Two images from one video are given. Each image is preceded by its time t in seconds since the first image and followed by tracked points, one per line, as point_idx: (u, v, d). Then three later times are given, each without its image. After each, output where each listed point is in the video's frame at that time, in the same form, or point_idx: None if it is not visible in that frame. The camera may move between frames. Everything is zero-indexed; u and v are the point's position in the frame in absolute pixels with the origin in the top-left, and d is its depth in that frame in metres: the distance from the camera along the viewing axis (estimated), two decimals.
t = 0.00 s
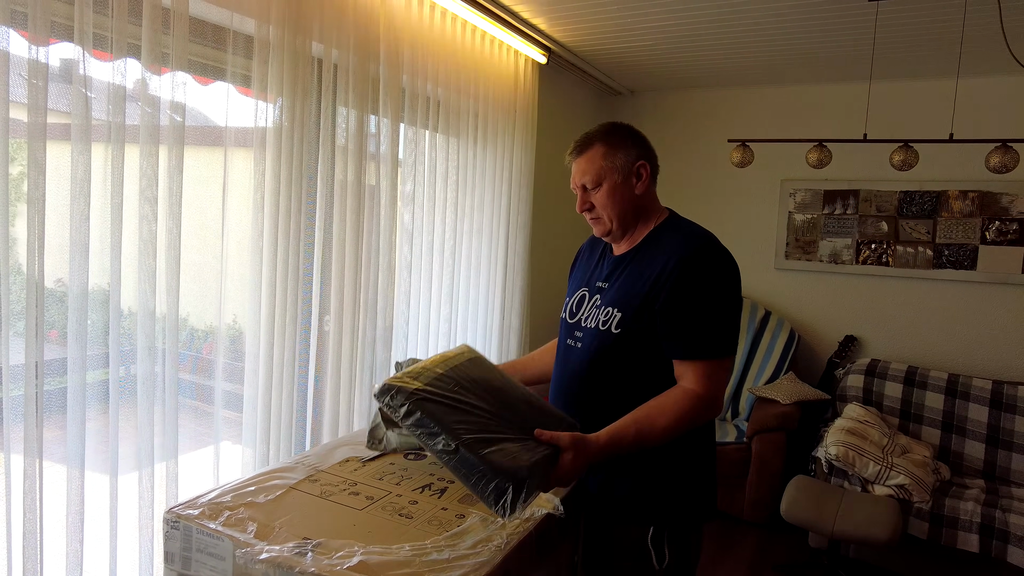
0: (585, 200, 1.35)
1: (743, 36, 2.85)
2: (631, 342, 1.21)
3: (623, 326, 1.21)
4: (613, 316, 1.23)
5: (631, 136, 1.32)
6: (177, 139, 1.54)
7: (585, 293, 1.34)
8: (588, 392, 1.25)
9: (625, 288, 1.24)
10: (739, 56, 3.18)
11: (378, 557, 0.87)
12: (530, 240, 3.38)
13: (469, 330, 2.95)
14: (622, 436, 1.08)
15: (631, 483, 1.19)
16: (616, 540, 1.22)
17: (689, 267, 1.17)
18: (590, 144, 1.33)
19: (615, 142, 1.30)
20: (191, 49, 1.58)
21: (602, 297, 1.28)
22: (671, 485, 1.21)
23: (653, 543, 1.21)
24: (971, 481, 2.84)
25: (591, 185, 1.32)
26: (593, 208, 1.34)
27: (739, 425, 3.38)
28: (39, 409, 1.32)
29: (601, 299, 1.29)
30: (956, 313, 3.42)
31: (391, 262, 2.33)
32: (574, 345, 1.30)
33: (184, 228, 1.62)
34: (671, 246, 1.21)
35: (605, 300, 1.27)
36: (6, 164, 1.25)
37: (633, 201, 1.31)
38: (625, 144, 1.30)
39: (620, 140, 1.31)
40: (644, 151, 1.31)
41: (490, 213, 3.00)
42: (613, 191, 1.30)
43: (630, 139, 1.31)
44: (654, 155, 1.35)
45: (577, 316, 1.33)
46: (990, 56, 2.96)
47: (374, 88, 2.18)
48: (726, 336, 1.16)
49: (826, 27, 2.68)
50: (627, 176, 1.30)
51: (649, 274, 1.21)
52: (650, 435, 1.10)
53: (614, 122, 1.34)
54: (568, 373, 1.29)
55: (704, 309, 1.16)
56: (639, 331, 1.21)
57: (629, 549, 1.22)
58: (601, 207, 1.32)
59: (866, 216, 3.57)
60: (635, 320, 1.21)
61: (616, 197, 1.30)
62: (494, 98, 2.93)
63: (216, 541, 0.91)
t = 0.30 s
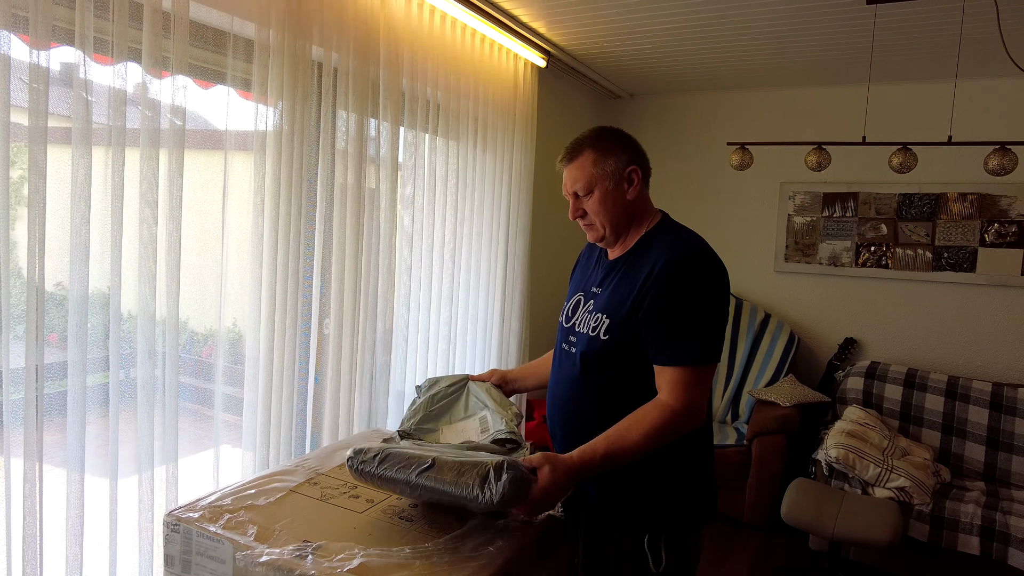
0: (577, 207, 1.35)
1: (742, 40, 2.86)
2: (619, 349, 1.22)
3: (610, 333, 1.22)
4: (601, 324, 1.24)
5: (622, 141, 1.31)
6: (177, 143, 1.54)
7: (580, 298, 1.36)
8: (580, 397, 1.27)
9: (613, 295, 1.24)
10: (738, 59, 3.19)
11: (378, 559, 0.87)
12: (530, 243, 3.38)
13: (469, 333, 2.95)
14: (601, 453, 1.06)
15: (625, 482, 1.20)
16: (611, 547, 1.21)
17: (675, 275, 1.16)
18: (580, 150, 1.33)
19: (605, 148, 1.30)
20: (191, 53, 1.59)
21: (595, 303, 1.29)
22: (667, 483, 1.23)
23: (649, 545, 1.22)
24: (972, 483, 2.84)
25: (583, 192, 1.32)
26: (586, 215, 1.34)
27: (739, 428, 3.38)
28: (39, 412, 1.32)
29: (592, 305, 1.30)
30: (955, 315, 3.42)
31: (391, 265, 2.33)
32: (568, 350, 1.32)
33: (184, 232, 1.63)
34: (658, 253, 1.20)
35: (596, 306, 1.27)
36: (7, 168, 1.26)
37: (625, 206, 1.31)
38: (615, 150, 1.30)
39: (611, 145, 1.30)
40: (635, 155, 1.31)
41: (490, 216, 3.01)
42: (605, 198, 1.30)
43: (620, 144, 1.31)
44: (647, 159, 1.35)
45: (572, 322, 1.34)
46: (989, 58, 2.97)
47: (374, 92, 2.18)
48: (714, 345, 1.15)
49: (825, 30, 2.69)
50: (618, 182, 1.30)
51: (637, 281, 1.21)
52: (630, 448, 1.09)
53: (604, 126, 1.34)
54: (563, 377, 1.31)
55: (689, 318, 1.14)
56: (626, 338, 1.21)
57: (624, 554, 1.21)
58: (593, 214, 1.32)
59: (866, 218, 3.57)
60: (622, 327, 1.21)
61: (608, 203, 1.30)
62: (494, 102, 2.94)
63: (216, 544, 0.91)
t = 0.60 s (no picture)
0: (577, 205, 1.35)
1: (741, 41, 2.87)
2: (613, 351, 1.21)
3: (607, 335, 1.22)
4: (597, 326, 1.24)
5: (622, 140, 1.31)
6: (177, 145, 1.54)
7: (577, 298, 1.36)
8: (573, 398, 1.26)
9: (609, 297, 1.24)
10: (738, 61, 3.19)
11: (378, 560, 0.87)
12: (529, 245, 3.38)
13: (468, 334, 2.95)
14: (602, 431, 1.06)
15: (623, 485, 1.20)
16: (609, 551, 1.20)
17: (673, 279, 1.15)
18: (582, 147, 1.32)
19: (606, 146, 1.29)
20: (191, 56, 1.59)
21: (591, 304, 1.29)
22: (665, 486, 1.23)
23: (646, 548, 1.22)
24: (972, 484, 2.83)
25: (583, 190, 1.32)
26: (586, 214, 1.34)
27: (739, 429, 3.38)
28: (38, 415, 1.32)
29: (589, 305, 1.30)
30: (955, 317, 3.42)
31: (390, 267, 2.33)
32: (564, 351, 1.32)
33: (184, 234, 1.63)
34: (656, 256, 1.20)
35: (592, 307, 1.27)
36: (6, 170, 1.25)
37: (625, 205, 1.31)
38: (617, 148, 1.30)
39: (612, 144, 1.30)
40: (636, 154, 1.31)
41: (490, 218, 3.01)
42: (605, 197, 1.30)
43: (622, 143, 1.31)
44: (649, 158, 1.35)
45: (569, 322, 1.34)
46: (987, 60, 2.98)
47: (374, 94, 2.19)
48: (711, 351, 1.14)
49: (824, 31, 2.69)
50: (620, 181, 1.30)
51: (632, 283, 1.21)
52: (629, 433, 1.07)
53: (606, 124, 1.34)
54: (558, 377, 1.32)
55: (686, 324, 1.14)
56: (621, 340, 1.20)
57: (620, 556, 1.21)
58: (593, 213, 1.32)
59: (865, 219, 3.57)
60: (618, 329, 1.20)
61: (608, 202, 1.30)
62: (494, 104, 2.94)
63: (216, 545, 0.91)
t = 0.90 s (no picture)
0: (576, 212, 1.35)
1: (740, 43, 2.87)
2: (616, 354, 1.22)
3: (609, 337, 1.22)
4: (600, 329, 1.24)
5: (619, 145, 1.30)
6: (177, 146, 1.54)
7: (578, 298, 1.37)
8: (575, 399, 1.27)
9: (612, 301, 1.24)
10: (737, 62, 3.19)
11: (378, 561, 0.87)
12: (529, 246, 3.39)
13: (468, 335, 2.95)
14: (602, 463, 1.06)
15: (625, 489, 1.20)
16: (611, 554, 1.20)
17: (674, 283, 1.15)
18: (578, 153, 1.32)
19: (602, 154, 1.29)
20: (190, 57, 1.59)
21: (593, 305, 1.30)
22: (668, 491, 1.23)
23: (648, 551, 1.22)
24: (972, 485, 2.84)
25: (581, 199, 1.32)
26: (586, 221, 1.34)
27: (738, 430, 3.38)
28: (38, 417, 1.32)
29: (590, 308, 1.30)
30: (954, 317, 3.43)
31: (390, 267, 2.33)
32: (566, 352, 1.33)
33: (183, 237, 1.63)
34: (659, 259, 1.20)
35: (595, 309, 1.28)
36: (6, 172, 1.26)
37: (624, 210, 1.30)
38: (614, 154, 1.29)
39: (609, 150, 1.29)
40: (634, 160, 1.30)
41: (490, 219, 3.01)
42: (604, 205, 1.29)
43: (619, 148, 1.30)
44: (648, 162, 1.34)
45: (570, 323, 1.35)
46: (986, 61, 2.98)
47: (373, 95, 2.19)
48: (714, 354, 1.14)
49: (823, 33, 2.70)
50: (618, 188, 1.29)
51: (634, 289, 1.21)
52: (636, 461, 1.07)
53: (602, 129, 1.33)
54: (560, 378, 1.32)
55: (690, 327, 1.14)
56: (623, 343, 1.21)
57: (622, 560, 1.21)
58: (593, 220, 1.31)
59: (865, 220, 3.58)
60: (621, 332, 1.21)
61: (608, 209, 1.29)
62: (493, 105, 2.94)
63: (216, 546, 0.91)
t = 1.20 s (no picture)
0: (575, 219, 1.36)
1: (740, 44, 2.87)
2: (616, 355, 1.21)
3: (607, 339, 1.22)
4: (599, 331, 1.24)
5: (613, 149, 1.30)
6: (177, 148, 1.54)
7: (579, 301, 1.37)
8: (576, 401, 1.27)
9: (611, 303, 1.24)
10: (736, 63, 3.20)
11: (378, 563, 0.87)
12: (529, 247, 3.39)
13: (468, 336, 2.95)
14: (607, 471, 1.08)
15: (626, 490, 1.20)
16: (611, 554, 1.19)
17: (671, 283, 1.15)
18: (571, 161, 1.32)
19: (596, 159, 1.29)
20: (190, 59, 1.59)
21: (592, 308, 1.30)
22: (670, 492, 1.22)
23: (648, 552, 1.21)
24: (972, 486, 2.84)
25: (578, 205, 1.33)
26: (584, 227, 1.34)
27: (738, 431, 3.38)
28: (37, 419, 1.32)
29: (590, 310, 1.30)
30: (953, 318, 3.43)
31: (390, 267, 2.33)
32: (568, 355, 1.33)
33: (184, 238, 1.63)
34: (656, 261, 1.20)
35: (594, 311, 1.28)
36: (5, 173, 1.25)
37: (622, 213, 1.30)
38: (607, 159, 1.29)
39: (602, 155, 1.30)
40: (628, 163, 1.30)
41: (489, 220, 3.01)
42: (600, 209, 1.30)
43: (612, 151, 1.30)
44: (644, 164, 1.34)
45: (571, 325, 1.35)
46: (985, 61, 2.98)
47: (373, 96, 2.19)
48: (713, 353, 1.13)
49: (821, 34, 2.70)
50: (613, 192, 1.29)
51: (632, 291, 1.21)
52: (640, 470, 1.08)
53: (595, 133, 1.33)
54: (561, 381, 1.32)
55: (689, 327, 1.13)
56: (622, 345, 1.20)
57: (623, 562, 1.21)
58: (591, 226, 1.32)
59: (864, 221, 3.58)
60: (620, 333, 1.21)
61: (604, 214, 1.30)
62: (493, 106, 2.95)
63: (216, 548, 0.91)
